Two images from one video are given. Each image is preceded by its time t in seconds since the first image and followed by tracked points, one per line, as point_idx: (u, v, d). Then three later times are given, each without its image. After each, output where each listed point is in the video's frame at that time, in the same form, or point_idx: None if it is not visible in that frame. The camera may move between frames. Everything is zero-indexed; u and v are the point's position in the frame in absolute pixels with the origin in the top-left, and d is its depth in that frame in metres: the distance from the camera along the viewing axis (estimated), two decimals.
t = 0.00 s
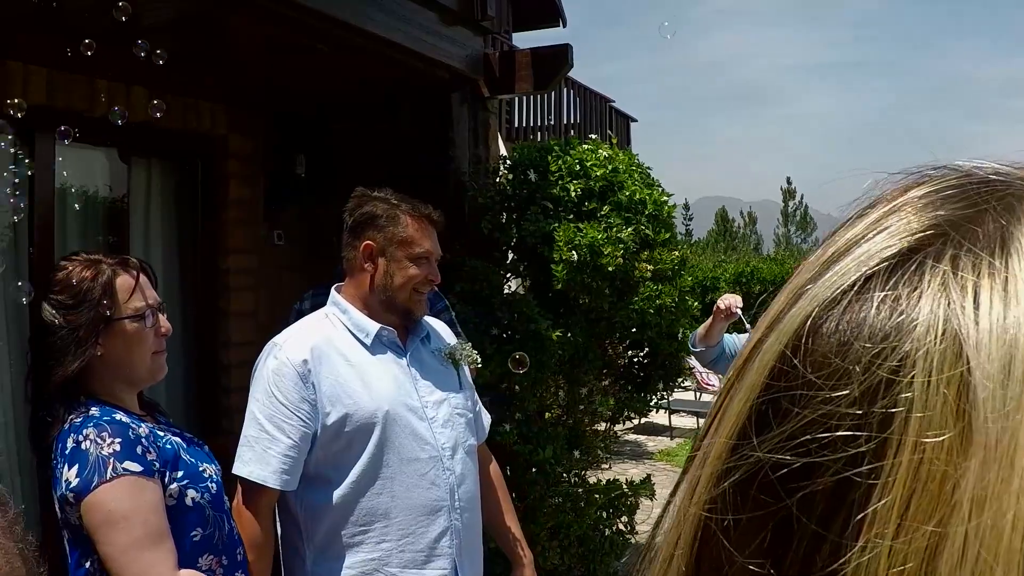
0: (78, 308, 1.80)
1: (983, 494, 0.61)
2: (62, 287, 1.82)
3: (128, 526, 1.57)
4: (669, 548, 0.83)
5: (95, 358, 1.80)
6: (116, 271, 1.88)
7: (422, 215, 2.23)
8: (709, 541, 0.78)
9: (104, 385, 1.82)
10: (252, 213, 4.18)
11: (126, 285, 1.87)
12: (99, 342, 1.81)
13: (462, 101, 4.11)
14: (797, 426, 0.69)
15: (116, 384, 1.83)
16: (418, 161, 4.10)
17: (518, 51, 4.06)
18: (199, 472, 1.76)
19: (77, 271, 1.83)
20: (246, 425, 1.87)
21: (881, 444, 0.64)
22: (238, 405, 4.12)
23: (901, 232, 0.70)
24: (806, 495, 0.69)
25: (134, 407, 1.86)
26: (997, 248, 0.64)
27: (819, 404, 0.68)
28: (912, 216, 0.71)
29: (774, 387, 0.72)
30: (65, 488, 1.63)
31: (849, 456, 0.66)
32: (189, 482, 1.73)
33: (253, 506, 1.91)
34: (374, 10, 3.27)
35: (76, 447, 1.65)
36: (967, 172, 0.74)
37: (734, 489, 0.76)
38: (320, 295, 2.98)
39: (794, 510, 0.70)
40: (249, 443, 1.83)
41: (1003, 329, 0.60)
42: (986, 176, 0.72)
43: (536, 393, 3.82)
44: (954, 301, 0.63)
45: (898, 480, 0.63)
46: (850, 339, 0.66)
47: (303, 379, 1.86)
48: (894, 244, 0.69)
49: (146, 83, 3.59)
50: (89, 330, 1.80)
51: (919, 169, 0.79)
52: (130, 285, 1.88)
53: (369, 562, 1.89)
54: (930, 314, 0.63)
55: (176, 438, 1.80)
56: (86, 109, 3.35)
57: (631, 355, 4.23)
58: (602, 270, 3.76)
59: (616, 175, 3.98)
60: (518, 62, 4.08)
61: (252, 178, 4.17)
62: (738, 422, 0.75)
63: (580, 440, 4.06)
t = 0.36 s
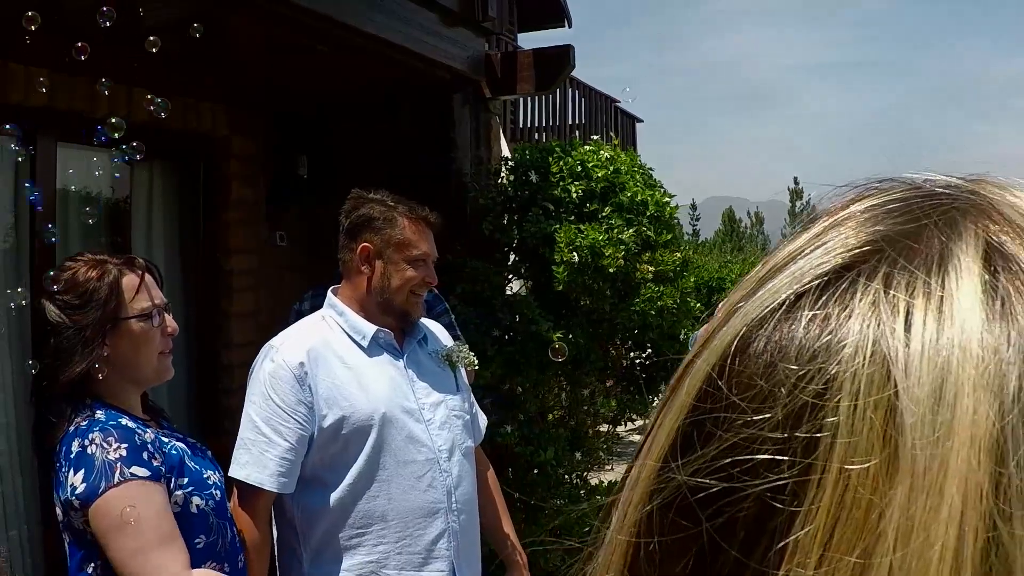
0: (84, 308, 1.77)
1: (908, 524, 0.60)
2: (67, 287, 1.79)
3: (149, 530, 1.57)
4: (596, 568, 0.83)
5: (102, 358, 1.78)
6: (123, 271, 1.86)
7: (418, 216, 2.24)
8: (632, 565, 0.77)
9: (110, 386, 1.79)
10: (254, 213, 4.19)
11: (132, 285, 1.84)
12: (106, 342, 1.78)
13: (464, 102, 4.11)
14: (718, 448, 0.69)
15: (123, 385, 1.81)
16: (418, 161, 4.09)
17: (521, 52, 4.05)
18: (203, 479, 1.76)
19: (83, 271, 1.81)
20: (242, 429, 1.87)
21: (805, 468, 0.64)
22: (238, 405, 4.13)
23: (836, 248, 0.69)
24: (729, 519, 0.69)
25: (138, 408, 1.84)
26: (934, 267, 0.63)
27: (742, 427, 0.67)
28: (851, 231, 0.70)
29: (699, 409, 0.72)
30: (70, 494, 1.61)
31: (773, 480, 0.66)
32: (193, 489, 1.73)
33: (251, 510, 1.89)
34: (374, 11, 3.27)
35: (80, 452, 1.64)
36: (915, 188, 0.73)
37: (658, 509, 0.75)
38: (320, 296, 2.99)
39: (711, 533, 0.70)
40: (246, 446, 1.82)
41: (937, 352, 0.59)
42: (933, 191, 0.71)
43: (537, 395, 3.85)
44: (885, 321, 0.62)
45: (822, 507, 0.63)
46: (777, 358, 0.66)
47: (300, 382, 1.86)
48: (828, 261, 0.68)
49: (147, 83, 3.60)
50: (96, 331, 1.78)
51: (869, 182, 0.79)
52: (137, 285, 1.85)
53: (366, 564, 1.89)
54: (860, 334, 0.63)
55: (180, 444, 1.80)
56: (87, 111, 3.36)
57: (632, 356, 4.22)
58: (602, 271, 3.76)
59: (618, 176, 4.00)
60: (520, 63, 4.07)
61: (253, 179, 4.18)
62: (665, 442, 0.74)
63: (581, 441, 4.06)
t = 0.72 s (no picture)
0: (88, 309, 1.73)
1: (804, 544, 0.53)
2: (71, 287, 1.75)
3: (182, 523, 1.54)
4: None
5: (103, 359, 1.73)
6: (126, 273, 1.82)
7: (417, 218, 2.25)
8: None
9: (111, 388, 1.75)
10: (254, 214, 4.20)
11: (136, 287, 1.81)
12: (108, 344, 1.74)
13: (464, 102, 4.11)
14: (620, 461, 0.66)
15: (124, 388, 1.76)
16: (418, 161, 4.09)
17: (521, 52, 4.05)
18: (202, 483, 1.75)
19: (87, 272, 1.77)
20: (238, 430, 1.86)
21: (701, 484, 0.60)
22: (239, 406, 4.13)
23: (746, 255, 0.65)
24: (629, 534, 0.65)
25: (137, 411, 1.79)
26: (846, 275, 0.58)
27: (640, 440, 0.64)
28: (768, 239, 0.66)
29: (604, 422, 0.69)
30: (74, 498, 1.58)
31: (667, 496, 0.62)
32: (192, 492, 1.71)
33: (244, 509, 1.88)
34: (373, 11, 3.26)
35: (81, 456, 1.60)
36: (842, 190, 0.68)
37: (559, 527, 0.70)
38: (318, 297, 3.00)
39: (607, 546, 0.67)
40: (242, 447, 1.82)
41: (842, 365, 0.54)
42: (861, 194, 0.66)
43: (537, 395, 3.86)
44: (787, 330, 0.57)
45: (718, 526, 0.58)
46: (675, 369, 0.62)
47: (296, 383, 1.86)
48: (736, 268, 0.64)
49: (147, 85, 3.61)
50: (98, 331, 1.73)
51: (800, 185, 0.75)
52: (141, 287, 1.82)
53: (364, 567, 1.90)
54: (761, 343, 0.58)
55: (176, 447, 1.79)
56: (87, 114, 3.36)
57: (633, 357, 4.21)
58: (602, 271, 3.78)
59: (618, 176, 4.02)
60: (521, 63, 4.07)
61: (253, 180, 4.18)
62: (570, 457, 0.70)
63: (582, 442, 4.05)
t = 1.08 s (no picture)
0: (85, 313, 1.67)
1: (681, 554, 0.50)
2: (67, 289, 1.69)
3: (188, 477, 1.48)
4: None
5: (99, 364, 1.68)
6: (126, 276, 1.77)
7: (417, 220, 2.26)
8: None
9: (104, 394, 1.70)
10: (253, 214, 4.20)
11: (135, 292, 1.76)
12: (104, 349, 1.69)
13: (464, 102, 4.11)
14: (499, 470, 0.62)
15: (117, 395, 1.72)
16: (418, 161, 4.09)
17: (520, 52, 4.04)
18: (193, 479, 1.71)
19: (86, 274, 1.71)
20: (234, 430, 1.86)
21: (582, 492, 0.56)
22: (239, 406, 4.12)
23: (648, 254, 0.62)
24: (506, 542, 0.61)
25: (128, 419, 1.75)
26: (740, 275, 0.55)
27: (521, 447, 0.61)
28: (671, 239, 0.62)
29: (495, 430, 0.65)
30: (73, 489, 1.51)
31: (549, 503, 0.58)
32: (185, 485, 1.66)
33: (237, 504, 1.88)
34: (373, 11, 3.27)
35: (75, 448, 1.53)
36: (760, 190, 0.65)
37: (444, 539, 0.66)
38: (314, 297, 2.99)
39: (480, 550, 0.62)
40: (239, 447, 1.81)
41: (730, 369, 0.50)
42: (778, 195, 0.63)
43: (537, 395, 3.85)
44: (674, 333, 0.54)
45: (595, 536, 0.54)
46: (559, 374, 0.58)
47: (295, 383, 1.86)
48: (633, 267, 0.61)
49: (147, 85, 3.61)
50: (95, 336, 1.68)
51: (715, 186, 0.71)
52: (140, 292, 1.77)
53: (360, 568, 1.88)
54: (648, 347, 0.54)
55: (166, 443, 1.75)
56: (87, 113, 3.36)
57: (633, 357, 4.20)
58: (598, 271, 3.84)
59: (617, 176, 4.01)
60: (520, 63, 4.07)
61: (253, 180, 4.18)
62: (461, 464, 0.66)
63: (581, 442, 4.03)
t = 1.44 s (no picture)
0: (82, 316, 1.67)
1: (547, 564, 0.49)
2: (66, 291, 1.69)
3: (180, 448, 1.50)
4: None
5: (93, 368, 1.67)
6: (125, 280, 1.77)
7: (422, 223, 2.24)
8: None
9: (98, 398, 1.68)
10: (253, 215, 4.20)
11: (133, 296, 1.76)
12: (99, 352, 1.68)
13: (462, 103, 4.09)
14: (379, 475, 0.60)
15: (112, 399, 1.70)
16: (418, 161, 4.10)
17: (518, 52, 4.04)
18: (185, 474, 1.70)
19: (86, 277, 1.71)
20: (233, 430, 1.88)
21: (456, 499, 0.55)
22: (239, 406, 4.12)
23: (545, 256, 0.60)
24: (383, 546, 0.60)
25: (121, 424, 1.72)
26: (622, 282, 0.53)
27: (397, 453, 0.59)
28: (571, 242, 0.60)
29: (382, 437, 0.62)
30: (67, 486, 1.51)
31: (420, 509, 0.57)
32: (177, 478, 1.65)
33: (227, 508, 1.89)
34: (372, 10, 3.27)
35: (65, 447, 1.53)
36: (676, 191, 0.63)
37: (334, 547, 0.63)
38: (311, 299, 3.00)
39: (355, 551, 0.61)
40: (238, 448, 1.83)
41: (604, 376, 0.49)
42: (691, 198, 0.61)
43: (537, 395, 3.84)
44: (549, 339, 0.52)
45: (465, 544, 0.53)
46: (439, 380, 0.57)
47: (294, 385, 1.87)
48: (529, 268, 0.59)
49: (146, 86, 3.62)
50: (90, 339, 1.67)
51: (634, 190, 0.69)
52: (138, 297, 1.76)
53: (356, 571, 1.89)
54: (524, 353, 0.53)
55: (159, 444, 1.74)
56: (84, 114, 3.35)
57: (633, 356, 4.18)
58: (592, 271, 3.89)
59: (613, 176, 4.01)
60: (518, 63, 4.07)
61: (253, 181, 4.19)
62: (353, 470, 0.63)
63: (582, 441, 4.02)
